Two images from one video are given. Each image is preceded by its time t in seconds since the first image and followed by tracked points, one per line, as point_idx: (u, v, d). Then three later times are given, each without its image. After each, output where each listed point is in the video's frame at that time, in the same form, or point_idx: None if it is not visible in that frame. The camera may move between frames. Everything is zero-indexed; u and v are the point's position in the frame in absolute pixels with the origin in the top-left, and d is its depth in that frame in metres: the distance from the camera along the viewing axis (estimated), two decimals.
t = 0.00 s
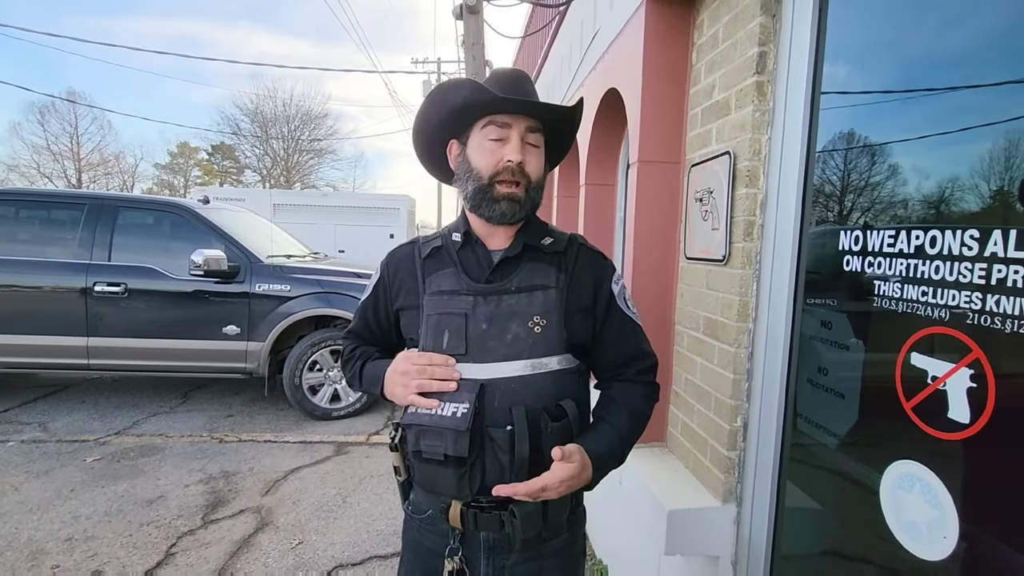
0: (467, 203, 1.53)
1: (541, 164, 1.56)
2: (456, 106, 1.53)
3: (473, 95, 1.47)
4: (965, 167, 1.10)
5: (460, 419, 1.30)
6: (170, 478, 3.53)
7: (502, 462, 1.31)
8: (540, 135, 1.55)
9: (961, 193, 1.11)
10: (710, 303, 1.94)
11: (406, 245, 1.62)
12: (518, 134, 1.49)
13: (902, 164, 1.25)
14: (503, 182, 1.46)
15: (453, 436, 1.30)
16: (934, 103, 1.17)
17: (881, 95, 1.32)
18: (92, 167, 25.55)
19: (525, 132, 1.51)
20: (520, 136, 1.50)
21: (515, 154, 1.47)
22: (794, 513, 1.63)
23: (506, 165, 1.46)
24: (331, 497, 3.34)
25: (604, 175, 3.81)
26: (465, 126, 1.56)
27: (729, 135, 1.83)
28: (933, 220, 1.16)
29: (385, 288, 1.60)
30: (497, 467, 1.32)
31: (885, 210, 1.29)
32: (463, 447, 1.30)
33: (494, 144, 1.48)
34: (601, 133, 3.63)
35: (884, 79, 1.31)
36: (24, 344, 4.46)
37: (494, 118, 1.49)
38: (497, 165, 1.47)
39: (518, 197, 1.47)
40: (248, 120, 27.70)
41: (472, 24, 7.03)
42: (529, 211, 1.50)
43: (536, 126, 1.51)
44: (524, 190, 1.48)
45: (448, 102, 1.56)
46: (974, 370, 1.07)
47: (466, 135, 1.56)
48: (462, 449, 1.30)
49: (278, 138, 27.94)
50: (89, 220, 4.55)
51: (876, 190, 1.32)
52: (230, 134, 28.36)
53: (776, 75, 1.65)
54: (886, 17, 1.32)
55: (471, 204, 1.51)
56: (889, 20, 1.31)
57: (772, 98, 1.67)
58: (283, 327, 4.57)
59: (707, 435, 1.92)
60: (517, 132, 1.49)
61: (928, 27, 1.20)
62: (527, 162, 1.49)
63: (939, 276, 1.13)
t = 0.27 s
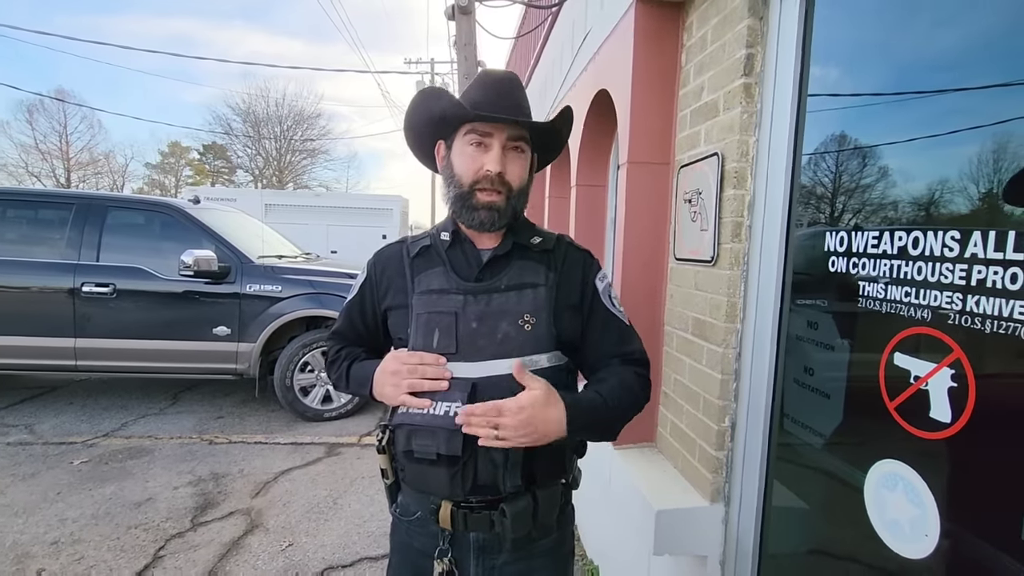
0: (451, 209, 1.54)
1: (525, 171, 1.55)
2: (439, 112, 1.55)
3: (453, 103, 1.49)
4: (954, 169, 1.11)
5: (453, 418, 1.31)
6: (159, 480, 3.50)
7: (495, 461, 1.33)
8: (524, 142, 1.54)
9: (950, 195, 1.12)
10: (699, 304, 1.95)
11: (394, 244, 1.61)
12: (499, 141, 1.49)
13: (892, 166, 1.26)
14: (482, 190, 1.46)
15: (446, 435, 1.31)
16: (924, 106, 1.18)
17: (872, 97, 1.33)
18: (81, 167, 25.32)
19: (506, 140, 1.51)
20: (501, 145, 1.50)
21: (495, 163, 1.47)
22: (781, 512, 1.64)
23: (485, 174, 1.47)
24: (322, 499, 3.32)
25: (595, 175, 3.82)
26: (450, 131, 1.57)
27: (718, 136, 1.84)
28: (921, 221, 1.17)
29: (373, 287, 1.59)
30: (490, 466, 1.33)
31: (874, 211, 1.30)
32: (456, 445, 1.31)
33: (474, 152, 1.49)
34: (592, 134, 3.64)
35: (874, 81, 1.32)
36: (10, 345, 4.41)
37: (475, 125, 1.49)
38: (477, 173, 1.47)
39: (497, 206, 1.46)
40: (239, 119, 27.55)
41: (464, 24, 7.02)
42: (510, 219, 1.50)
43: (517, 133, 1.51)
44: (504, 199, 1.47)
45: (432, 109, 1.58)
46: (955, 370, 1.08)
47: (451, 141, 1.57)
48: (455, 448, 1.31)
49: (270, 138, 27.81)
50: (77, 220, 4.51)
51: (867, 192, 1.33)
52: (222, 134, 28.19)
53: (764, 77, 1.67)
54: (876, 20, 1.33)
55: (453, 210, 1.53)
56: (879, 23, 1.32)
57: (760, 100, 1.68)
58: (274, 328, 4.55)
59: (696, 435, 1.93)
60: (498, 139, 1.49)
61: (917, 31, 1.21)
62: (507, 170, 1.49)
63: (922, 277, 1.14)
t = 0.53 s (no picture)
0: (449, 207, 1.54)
1: (523, 170, 1.56)
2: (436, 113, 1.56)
3: (450, 102, 1.50)
4: (951, 172, 1.12)
5: (448, 420, 1.31)
6: (156, 482, 3.50)
7: (491, 462, 1.33)
8: (521, 141, 1.55)
9: (946, 197, 1.12)
10: (695, 306, 1.95)
11: (391, 247, 1.62)
12: (496, 140, 1.51)
13: (889, 169, 1.27)
14: (481, 187, 1.47)
15: (441, 437, 1.31)
16: (921, 109, 1.19)
17: (869, 100, 1.34)
18: (79, 168, 25.29)
19: (503, 138, 1.52)
20: (498, 143, 1.51)
21: (493, 160, 1.48)
22: (777, 513, 1.65)
23: (484, 170, 1.47)
24: (319, 501, 3.32)
25: (593, 178, 3.83)
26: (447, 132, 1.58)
27: (714, 140, 1.85)
28: (917, 224, 1.18)
29: (369, 290, 1.60)
30: (486, 467, 1.33)
31: (872, 214, 1.31)
32: (452, 448, 1.30)
33: (472, 150, 1.50)
34: (589, 136, 3.65)
35: (873, 84, 1.33)
36: (7, 346, 4.41)
37: (472, 124, 1.50)
38: (475, 170, 1.48)
39: (497, 202, 1.47)
40: (238, 121, 27.54)
41: (463, 26, 7.04)
42: (509, 216, 1.51)
43: (514, 131, 1.53)
44: (503, 196, 1.48)
45: (428, 109, 1.59)
46: (948, 372, 1.09)
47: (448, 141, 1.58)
48: (451, 449, 1.31)
49: (268, 139, 27.80)
50: (75, 221, 4.50)
51: (864, 194, 1.34)
52: (220, 135, 28.18)
53: (759, 81, 1.68)
54: (874, 24, 1.34)
55: (451, 209, 1.53)
56: (877, 27, 1.33)
57: (756, 104, 1.69)
58: (272, 329, 4.55)
59: (693, 437, 1.94)
60: (495, 138, 1.51)
61: (915, 35, 1.22)
62: (505, 167, 1.50)
63: (915, 280, 1.15)
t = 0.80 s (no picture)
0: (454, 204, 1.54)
1: (527, 163, 1.57)
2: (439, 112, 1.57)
3: (454, 98, 1.51)
4: (956, 173, 1.12)
5: (451, 421, 1.30)
6: (160, 482, 3.51)
7: (494, 463, 1.34)
8: (524, 136, 1.56)
9: (951, 198, 1.13)
10: (700, 308, 1.96)
11: (397, 248, 1.63)
12: (500, 134, 1.52)
13: (894, 170, 1.27)
14: (486, 181, 1.48)
15: (444, 439, 1.30)
16: (925, 110, 1.19)
17: (874, 101, 1.34)
18: (83, 169, 25.39)
19: (506, 133, 1.53)
20: (502, 137, 1.52)
21: (498, 153, 1.49)
22: (782, 514, 1.65)
23: (489, 164, 1.48)
24: (323, 501, 3.33)
25: (597, 179, 3.83)
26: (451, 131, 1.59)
27: (719, 141, 1.85)
28: (922, 225, 1.18)
29: (376, 291, 1.61)
30: (489, 468, 1.34)
31: (876, 215, 1.31)
32: (454, 449, 1.30)
33: (476, 145, 1.51)
34: (593, 138, 3.65)
35: (877, 86, 1.34)
36: (13, 346, 4.43)
37: (475, 120, 1.51)
38: (480, 164, 1.49)
39: (502, 196, 1.48)
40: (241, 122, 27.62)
41: (467, 28, 7.06)
42: (515, 210, 1.51)
43: (517, 125, 1.53)
44: (508, 189, 1.49)
45: (431, 107, 1.60)
46: (954, 373, 1.09)
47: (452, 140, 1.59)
48: (453, 451, 1.30)
49: (272, 140, 27.87)
50: (80, 222, 4.53)
51: (868, 195, 1.34)
52: (224, 137, 28.27)
53: (764, 83, 1.68)
54: (879, 26, 1.34)
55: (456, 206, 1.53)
56: (882, 29, 1.33)
57: (761, 105, 1.69)
58: (276, 329, 4.57)
59: (698, 438, 1.94)
60: (499, 132, 1.52)
61: (919, 37, 1.23)
62: (509, 161, 1.51)
63: (921, 281, 1.15)
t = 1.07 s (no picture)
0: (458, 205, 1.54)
1: (531, 164, 1.57)
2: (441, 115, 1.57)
3: (456, 100, 1.51)
4: (962, 173, 1.11)
5: (456, 423, 1.31)
6: (166, 482, 3.53)
7: (498, 465, 1.34)
8: (527, 137, 1.57)
9: (957, 198, 1.12)
10: (704, 309, 1.95)
11: (401, 250, 1.63)
12: (504, 135, 1.52)
13: (899, 170, 1.26)
14: (492, 181, 1.48)
15: (448, 440, 1.31)
16: (930, 110, 1.19)
17: (878, 102, 1.33)
18: (90, 171, 25.56)
19: (510, 134, 1.53)
20: (506, 139, 1.52)
21: (502, 155, 1.49)
22: (787, 517, 1.64)
23: (494, 165, 1.48)
24: (327, 502, 3.33)
25: (601, 180, 3.83)
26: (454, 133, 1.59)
27: (723, 142, 1.85)
28: (928, 225, 1.17)
29: (379, 293, 1.61)
30: (493, 470, 1.34)
31: (882, 215, 1.30)
32: (459, 451, 1.31)
33: (480, 147, 1.51)
34: (597, 139, 3.65)
35: (881, 86, 1.33)
36: (21, 347, 4.46)
37: (479, 122, 1.51)
38: (485, 165, 1.49)
39: (508, 195, 1.48)
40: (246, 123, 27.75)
41: (470, 29, 7.06)
42: (520, 209, 1.51)
43: (520, 127, 1.54)
44: (514, 189, 1.49)
45: (434, 109, 1.60)
46: (961, 375, 1.08)
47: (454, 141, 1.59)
48: (457, 452, 1.32)
49: (276, 142, 27.98)
50: (87, 224, 4.56)
51: (873, 196, 1.33)
52: (229, 138, 28.40)
53: (768, 83, 1.67)
54: (883, 26, 1.33)
55: (461, 207, 1.53)
56: (886, 29, 1.33)
57: (765, 106, 1.68)
58: (280, 330, 4.58)
59: (701, 440, 1.93)
60: (503, 134, 1.52)
61: (924, 36, 1.22)
62: (514, 162, 1.51)
63: (927, 282, 1.15)
